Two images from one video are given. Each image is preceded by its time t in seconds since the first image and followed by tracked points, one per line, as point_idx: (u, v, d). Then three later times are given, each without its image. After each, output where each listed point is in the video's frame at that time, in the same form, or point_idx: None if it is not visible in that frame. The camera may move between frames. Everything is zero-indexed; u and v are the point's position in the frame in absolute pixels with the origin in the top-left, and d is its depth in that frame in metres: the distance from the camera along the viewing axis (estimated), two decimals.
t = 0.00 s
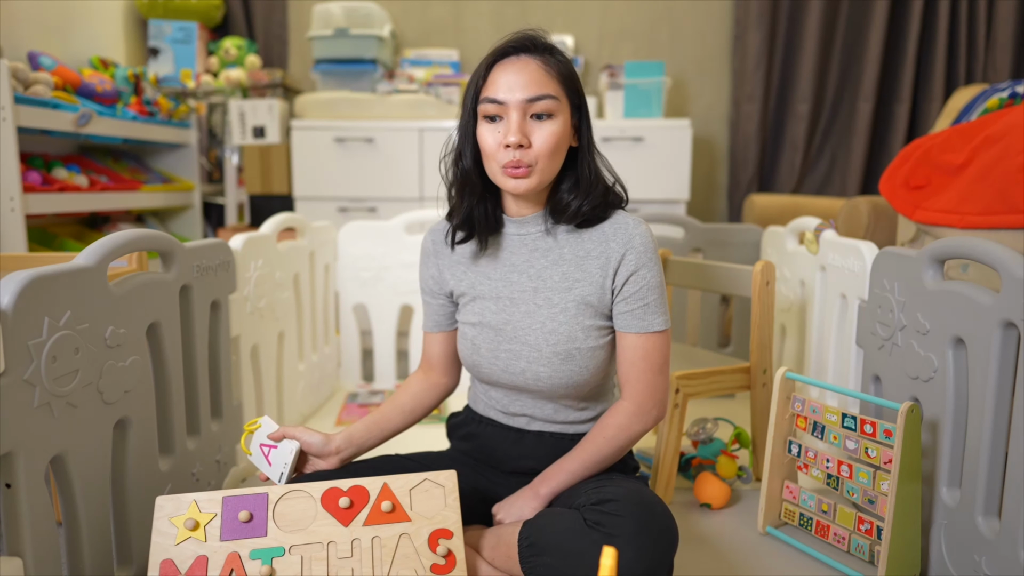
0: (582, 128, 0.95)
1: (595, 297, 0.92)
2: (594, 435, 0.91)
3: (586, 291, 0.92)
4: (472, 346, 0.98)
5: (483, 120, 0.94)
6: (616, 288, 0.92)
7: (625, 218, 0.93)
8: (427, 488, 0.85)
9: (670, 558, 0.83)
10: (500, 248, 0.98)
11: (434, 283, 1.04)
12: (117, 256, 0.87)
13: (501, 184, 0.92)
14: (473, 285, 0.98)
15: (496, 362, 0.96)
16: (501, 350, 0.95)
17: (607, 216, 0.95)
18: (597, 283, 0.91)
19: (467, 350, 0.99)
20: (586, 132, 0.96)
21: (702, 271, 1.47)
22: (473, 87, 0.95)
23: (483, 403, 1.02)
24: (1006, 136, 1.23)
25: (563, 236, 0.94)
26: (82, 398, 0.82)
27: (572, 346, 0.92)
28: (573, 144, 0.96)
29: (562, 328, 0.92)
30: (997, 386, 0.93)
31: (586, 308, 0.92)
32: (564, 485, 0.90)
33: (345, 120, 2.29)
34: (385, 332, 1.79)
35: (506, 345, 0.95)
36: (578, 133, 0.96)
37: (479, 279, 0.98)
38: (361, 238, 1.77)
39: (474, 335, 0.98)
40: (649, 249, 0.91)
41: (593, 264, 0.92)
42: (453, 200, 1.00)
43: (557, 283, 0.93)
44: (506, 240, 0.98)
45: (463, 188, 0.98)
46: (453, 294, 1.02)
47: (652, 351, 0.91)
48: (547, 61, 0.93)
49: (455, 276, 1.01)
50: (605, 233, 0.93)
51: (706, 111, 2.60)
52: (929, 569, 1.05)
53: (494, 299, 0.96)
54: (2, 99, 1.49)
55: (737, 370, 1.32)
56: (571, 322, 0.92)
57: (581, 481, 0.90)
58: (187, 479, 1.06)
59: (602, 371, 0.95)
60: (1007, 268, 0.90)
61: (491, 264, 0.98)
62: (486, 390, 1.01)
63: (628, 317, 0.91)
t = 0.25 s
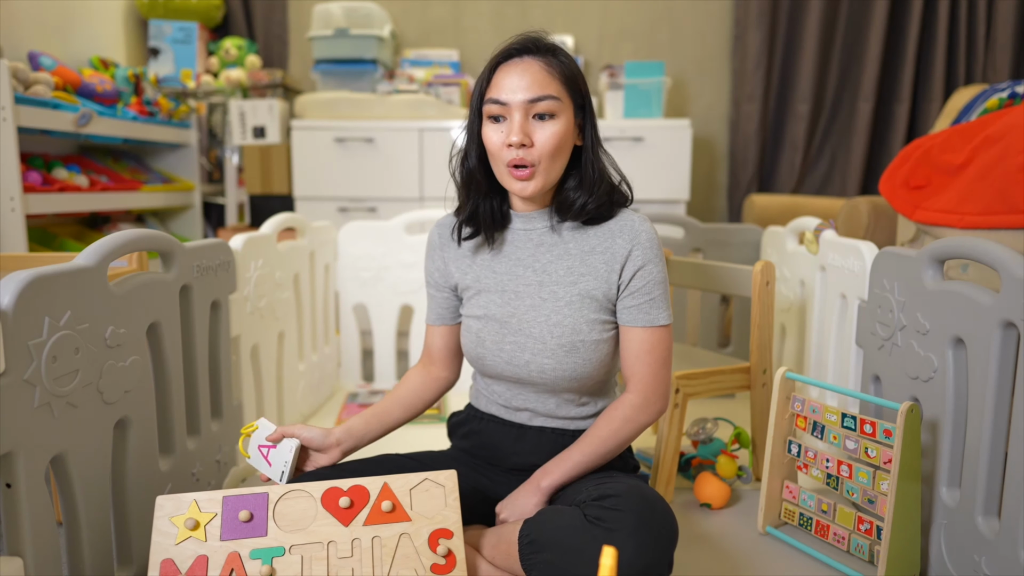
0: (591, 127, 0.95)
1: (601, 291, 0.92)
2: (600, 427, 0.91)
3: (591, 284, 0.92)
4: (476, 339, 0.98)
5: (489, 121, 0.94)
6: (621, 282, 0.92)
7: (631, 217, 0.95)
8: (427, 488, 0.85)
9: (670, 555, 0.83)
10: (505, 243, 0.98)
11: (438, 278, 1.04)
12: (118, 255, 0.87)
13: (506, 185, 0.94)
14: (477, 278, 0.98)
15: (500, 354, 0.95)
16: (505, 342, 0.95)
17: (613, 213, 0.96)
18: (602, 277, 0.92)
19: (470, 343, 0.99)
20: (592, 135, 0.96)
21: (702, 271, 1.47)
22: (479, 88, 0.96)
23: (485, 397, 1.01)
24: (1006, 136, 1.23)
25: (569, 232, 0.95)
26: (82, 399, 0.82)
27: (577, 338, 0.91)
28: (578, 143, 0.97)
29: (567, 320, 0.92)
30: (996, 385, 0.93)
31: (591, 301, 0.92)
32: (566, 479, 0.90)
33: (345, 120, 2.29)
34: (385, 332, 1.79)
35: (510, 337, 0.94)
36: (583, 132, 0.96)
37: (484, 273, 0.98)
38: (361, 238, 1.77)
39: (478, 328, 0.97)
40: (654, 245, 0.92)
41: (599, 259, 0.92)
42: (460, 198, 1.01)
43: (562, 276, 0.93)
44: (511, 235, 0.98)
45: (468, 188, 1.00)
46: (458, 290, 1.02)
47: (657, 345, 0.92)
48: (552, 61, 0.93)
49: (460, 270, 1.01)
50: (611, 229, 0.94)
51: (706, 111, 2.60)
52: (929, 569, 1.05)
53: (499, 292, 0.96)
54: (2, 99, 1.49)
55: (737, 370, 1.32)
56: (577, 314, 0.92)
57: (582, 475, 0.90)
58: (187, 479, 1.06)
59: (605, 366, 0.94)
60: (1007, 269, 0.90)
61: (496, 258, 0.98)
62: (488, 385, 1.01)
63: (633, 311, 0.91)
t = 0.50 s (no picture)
0: (592, 125, 0.97)
1: (605, 282, 0.92)
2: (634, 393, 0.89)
3: (595, 276, 0.92)
4: (477, 333, 0.97)
5: (498, 124, 0.94)
6: (626, 274, 0.93)
7: (633, 208, 0.95)
8: (426, 488, 0.85)
9: (670, 553, 0.83)
10: (507, 237, 0.98)
11: (438, 275, 1.04)
12: (118, 256, 0.87)
13: (520, 187, 0.93)
14: (480, 272, 0.98)
15: (503, 347, 0.95)
16: (508, 335, 0.94)
17: (615, 206, 0.96)
18: (606, 268, 0.92)
19: (471, 339, 0.98)
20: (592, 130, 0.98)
21: (702, 271, 1.47)
22: (483, 89, 0.95)
23: (486, 394, 1.01)
24: (1006, 136, 1.23)
25: (571, 226, 0.95)
26: (82, 399, 0.82)
27: (580, 329, 0.92)
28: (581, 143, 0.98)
29: (571, 311, 0.92)
30: (996, 385, 0.93)
31: (595, 292, 0.92)
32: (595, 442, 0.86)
33: (345, 120, 2.29)
34: (385, 332, 1.79)
35: (513, 330, 0.94)
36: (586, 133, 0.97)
37: (487, 266, 0.98)
38: (361, 238, 1.77)
39: (480, 322, 0.97)
40: (658, 237, 0.93)
41: (602, 250, 0.93)
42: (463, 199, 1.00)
43: (566, 268, 0.93)
44: (513, 229, 0.98)
45: (478, 190, 0.98)
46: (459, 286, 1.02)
47: (674, 331, 0.92)
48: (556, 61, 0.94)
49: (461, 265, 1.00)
50: (614, 222, 0.94)
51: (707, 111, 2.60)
52: (928, 569, 1.05)
53: (501, 285, 0.96)
54: (2, 99, 1.49)
55: (737, 371, 1.32)
56: (580, 306, 0.92)
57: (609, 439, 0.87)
58: (187, 479, 1.06)
59: (608, 359, 0.95)
60: (1007, 269, 0.90)
61: (498, 252, 0.98)
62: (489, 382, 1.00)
63: (640, 300, 0.92)
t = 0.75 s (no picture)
0: (592, 125, 0.96)
1: (602, 286, 0.92)
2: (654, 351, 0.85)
3: (592, 280, 0.92)
4: (475, 340, 0.97)
5: (499, 113, 0.94)
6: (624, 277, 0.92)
7: (631, 209, 0.95)
8: (426, 488, 0.85)
9: (670, 554, 0.83)
10: (504, 241, 0.98)
11: (437, 279, 1.04)
12: (118, 256, 0.87)
13: (516, 174, 0.92)
14: (477, 277, 0.98)
15: (500, 354, 0.95)
16: (506, 342, 0.94)
17: (615, 210, 0.96)
18: (604, 272, 0.92)
19: (469, 345, 0.98)
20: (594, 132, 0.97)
21: (702, 271, 1.47)
22: (485, 81, 0.95)
23: (485, 399, 1.01)
24: (1006, 136, 1.23)
25: (570, 230, 0.95)
26: (82, 399, 0.82)
27: (577, 334, 0.91)
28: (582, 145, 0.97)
29: (568, 317, 0.92)
30: (996, 385, 0.93)
31: (592, 297, 0.92)
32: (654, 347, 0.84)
33: (345, 120, 2.29)
34: (385, 332, 1.79)
35: (510, 336, 0.94)
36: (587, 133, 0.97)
37: (484, 271, 0.98)
38: (361, 238, 1.77)
39: (477, 328, 0.97)
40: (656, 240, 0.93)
41: (600, 253, 0.92)
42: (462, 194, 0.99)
43: (563, 273, 0.93)
44: (511, 232, 0.98)
45: (477, 181, 0.97)
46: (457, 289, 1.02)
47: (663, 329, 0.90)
48: (560, 58, 0.94)
49: (459, 269, 1.00)
50: (613, 226, 0.94)
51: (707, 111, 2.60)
52: (929, 569, 1.05)
53: (498, 290, 0.96)
54: (2, 99, 1.49)
55: (737, 371, 1.32)
56: (577, 311, 0.91)
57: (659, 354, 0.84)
58: (187, 479, 1.06)
59: (606, 363, 0.94)
60: (1007, 269, 0.90)
61: (495, 257, 0.98)
62: (488, 386, 1.00)
63: (637, 296, 0.90)
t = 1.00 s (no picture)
0: (597, 129, 0.96)
1: (604, 294, 0.92)
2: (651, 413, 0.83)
3: (594, 288, 0.93)
4: (474, 343, 0.97)
5: (502, 121, 0.94)
6: (627, 286, 0.93)
7: (634, 220, 0.96)
8: (426, 488, 0.85)
9: (670, 553, 0.83)
10: (504, 244, 0.98)
11: (436, 279, 1.04)
12: (118, 256, 0.87)
13: (523, 188, 0.93)
14: (477, 279, 0.98)
15: (500, 357, 0.95)
16: (504, 345, 0.94)
17: (618, 217, 0.96)
18: (606, 281, 0.93)
19: (468, 346, 0.98)
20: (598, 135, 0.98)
21: (702, 271, 1.47)
22: (486, 85, 0.94)
23: (483, 400, 1.01)
24: (1006, 136, 1.23)
25: (573, 234, 0.95)
26: (82, 399, 0.82)
27: (578, 341, 0.92)
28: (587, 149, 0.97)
29: (568, 323, 0.92)
30: (996, 385, 0.93)
31: (593, 304, 0.92)
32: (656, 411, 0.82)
33: (345, 120, 2.29)
34: (385, 333, 1.79)
35: (509, 340, 0.94)
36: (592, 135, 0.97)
37: (484, 274, 0.98)
38: (361, 238, 1.77)
39: (476, 331, 0.97)
40: (659, 251, 0.94)
41: (602, 262, 0.93)
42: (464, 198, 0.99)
43: (564, 279, 0.93)
44: (511, 235, 0.98)
45: (479, 190, 0.97)
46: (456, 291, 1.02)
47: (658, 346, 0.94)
48: (563, 60, 0.94)
49: (458, 271, 1.00)
50: (615, 234, 0.95)
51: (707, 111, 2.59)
52: (928, 569, 1.05)
53: (497, 294, 0.96)
54: (2, 99, 1.49)
55: (737, 371, 1.32)
56: (578, 318, 0.92)
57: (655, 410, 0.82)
58: (187, 479, 1.06)
59: (606, 369, 0.95)
60: (1007, 269, 0.90)
61: (495, 259, 0.98)
62: (486, 387, 1.01)
63: (639, 314, 0.93)
